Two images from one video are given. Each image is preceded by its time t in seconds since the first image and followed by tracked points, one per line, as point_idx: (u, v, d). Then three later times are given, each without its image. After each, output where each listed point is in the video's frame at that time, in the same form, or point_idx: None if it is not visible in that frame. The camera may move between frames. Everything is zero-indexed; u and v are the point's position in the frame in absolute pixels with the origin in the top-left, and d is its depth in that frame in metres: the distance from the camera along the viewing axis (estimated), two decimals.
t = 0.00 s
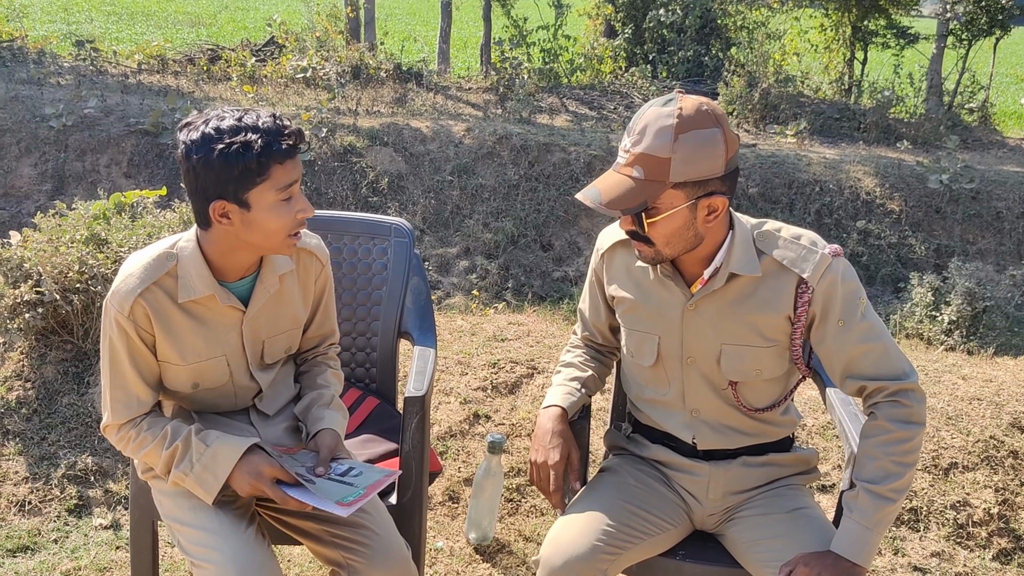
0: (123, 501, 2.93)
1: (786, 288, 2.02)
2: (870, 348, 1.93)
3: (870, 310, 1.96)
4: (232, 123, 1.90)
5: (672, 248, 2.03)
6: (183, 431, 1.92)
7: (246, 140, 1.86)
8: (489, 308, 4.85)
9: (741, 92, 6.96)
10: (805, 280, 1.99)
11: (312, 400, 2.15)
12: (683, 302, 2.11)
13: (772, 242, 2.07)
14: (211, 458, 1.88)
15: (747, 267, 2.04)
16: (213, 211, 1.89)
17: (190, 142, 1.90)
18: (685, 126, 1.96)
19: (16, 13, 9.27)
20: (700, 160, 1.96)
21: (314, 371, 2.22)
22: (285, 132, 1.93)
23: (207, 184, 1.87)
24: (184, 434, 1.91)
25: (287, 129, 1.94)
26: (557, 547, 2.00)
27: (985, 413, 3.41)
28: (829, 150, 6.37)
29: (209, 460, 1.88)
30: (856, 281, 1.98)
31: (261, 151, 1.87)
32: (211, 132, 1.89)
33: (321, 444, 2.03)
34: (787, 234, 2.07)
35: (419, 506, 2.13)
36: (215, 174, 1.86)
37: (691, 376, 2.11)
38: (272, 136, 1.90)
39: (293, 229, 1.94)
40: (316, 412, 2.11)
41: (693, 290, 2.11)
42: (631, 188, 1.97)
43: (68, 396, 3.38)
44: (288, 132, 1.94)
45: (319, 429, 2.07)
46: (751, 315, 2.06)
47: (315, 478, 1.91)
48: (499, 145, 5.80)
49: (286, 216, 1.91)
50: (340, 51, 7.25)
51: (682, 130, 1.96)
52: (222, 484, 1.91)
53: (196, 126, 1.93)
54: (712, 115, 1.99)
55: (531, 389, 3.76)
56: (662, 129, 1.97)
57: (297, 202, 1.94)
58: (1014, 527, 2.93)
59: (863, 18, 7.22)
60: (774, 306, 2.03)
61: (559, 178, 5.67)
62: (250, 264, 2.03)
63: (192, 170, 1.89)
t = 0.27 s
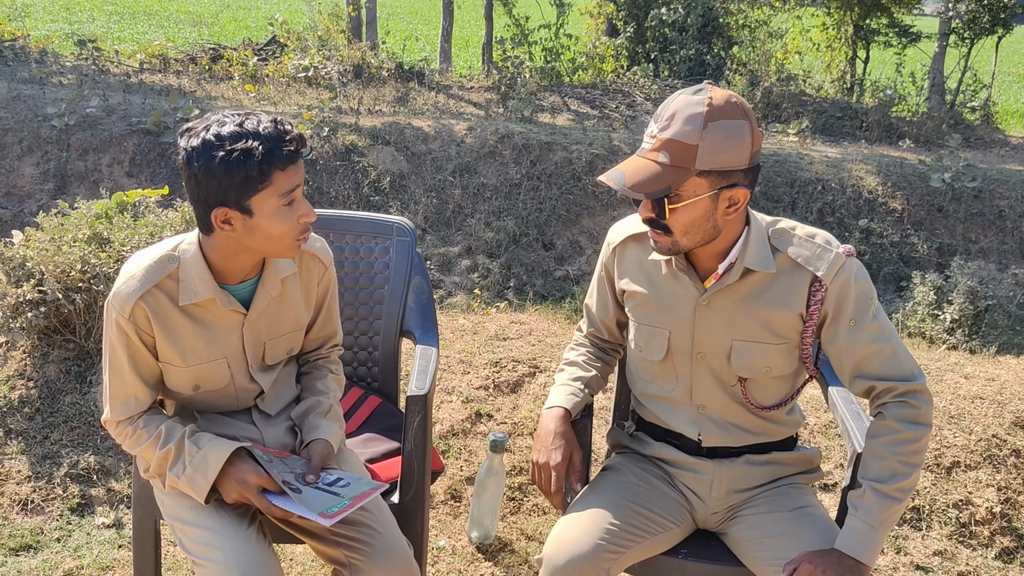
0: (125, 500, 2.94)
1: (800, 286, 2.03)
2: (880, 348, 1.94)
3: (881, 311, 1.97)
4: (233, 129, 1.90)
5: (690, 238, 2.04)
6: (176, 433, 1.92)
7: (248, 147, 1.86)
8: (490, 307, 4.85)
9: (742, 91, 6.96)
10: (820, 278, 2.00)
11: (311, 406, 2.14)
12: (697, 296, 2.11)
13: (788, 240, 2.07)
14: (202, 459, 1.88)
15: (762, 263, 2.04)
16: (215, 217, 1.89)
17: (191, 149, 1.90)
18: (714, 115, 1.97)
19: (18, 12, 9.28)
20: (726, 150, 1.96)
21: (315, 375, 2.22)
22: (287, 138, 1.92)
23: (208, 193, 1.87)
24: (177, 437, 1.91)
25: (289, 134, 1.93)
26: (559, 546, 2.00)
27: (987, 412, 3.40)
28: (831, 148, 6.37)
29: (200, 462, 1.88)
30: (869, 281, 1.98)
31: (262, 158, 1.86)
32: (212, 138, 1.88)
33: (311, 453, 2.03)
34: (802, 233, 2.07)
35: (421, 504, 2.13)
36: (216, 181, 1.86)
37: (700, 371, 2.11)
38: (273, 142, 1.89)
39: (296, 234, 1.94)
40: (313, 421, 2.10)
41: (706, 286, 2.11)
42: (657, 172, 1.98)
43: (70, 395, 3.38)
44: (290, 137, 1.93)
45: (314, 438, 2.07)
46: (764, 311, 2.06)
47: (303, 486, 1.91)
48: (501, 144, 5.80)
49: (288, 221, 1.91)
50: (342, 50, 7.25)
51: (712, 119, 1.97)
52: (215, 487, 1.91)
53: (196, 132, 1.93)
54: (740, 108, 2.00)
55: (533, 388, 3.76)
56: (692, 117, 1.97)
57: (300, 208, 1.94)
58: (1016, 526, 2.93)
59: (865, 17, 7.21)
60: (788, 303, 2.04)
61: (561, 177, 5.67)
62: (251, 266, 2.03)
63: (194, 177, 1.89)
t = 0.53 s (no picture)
0: (126, 498, 2.94)
1: (811, 285, 2.03)
2: (887, 349, 1.95)
3: (889, 312, 1.98)
4: (230, 132, 1.89)
5: (705, 229, 2.05)
6: (179, 436, 1.93)
7: (245, 152, 1.86)
8: (490, 306, 4.85)
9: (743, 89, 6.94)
10: (830, 276, 2.00)
11: (313, 410, 2.15)
12: (708, 290, 2.11)
13: (799, 238, 2.08)
14: (203, 464, 1.88)
15: (774, 259, 2.05)
16: (214, 222, 1.89)
17: (188, 154, 1.90)
18: (739, 106, 2.00)
19: (18, 12, 9.28)
20: (747, 141, 1.99)
21: (316, 377, 2.22)
22: (286, 141, 1.92)
23: (207, 197, 1.88)
24: (180, 440, 1.92)
25: (287, 137, 1.93)
26: (560, 545, 2.00)
27: (987, 410, 3.41)
28: (832, 147, 6.36)
29: (201, 467, 1.88)
30: (877, 282, 1.99)
31: (261, 163, 1.86)
32: (210, 143, 1.88)
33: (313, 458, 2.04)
34: (814, 232, 2.08)
35: (422, 502, 2.14)
36: (215, 187, 1.86)
37: (706, 367, 2.11)
38: (272, 146, 1.89)
39: (296, 236, 1.94)
40: (314, 425, 2.11)
41: (716, 280, 2.12)
42: (678, 157, 2.00)
43: (71, 394, 3.39)
44: (288, 140, 1.93)
45: (315, 445, 2.07)
46: (773, 308, 2.06)
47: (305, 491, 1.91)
48: (501, 142, 5.81)
49: (287, 223, 1.92)
50: (343, 48, 7.26)
51: (737, 109, 2.00)
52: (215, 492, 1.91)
53: (193, 136, 1.92)
54: (764, 102, 2.03)
55: (533, 386, 3.77)
56: (717, 105, 2.00)
57: (300, 210, 1.94)
58: (1017, 524, 2.93)
59: (866, 15, 7.20)
60: (798, 301, 2.04)
61: (562, 175, 5.68)
62: (250, 267, 2.03)
63: (192, 182, 1.89)
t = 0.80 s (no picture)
0: (125, 496, 2.94)
1: (819, 283, 2.04)
2: (892, 350, 1.95)
3: (895, 314, 1.99)
4: (231, 136, 1.89)
5: (717, 221, 2.05)
6: (176, 434, 1.92)
7: (247, 156, 1.85)
8: (489, 305, 4.85)
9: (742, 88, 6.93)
10: (839, 275, 2.00)
11: (314, 403, 2.15)
12: (716, 285, 2.11)
13: (808, 237, 2.08)
14: (202, 463, 1.88)
15: (784, 257, 2.05)
16: (213, 225, 1.89)
17: (189, 156, 1.89)
18: (758, 101, 2.00)
19: (16, 10, 9.27)
20: (764, 135, 1.99)
21: (316, 371, 2.22)
22: (287, 145, 1.91)
23: (206, 200, 1.87)
24: (177, 438, 1.91)
25: (288, 141, 1.93)
26: (559, 542, 2.00)
27: (986, 409, 3.41)
28: (830, 146, 6.36)
29: (200, 465, 1.88)
30: (884, 284, 2.00)
31: (261, 168, 1.86)
32: (211, 146, 1.87)
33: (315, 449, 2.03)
34: (823, 231, 2.08)
35: (420, 500, 2.14)
36: (215, 191, 1.86)
37: (712, 363, 2.11)
38: (273, 151, 1.88)
39: (295, 238, 1.94)
40: (316, 417, 2.11)
41: (726, 276, 2.11)
42: (696, 148, 2.00)
43: (69, 392, 3.38)
44: (290, 144, 1.92)
45: (318, 434, 2.07)
46: (781, 305, 2.06)
47: (305, 481, 1.91)
48: (500, 141, 5.80)
49: (286, 228, 1.92)
50: (341, 47, 7.25)
51: (756, 103, 2.00)
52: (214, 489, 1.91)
53: (194, 138, 1.92)
54: (782, 98, 2.03)
55: (532, 385, 3.77)
56: (737, 98, 2.00)
57: (299, 213, 1.94)
58: (1015, 523, 2.93)
59: (865, 14, 7.20)
60: (806, 299, 2.04)
61: (560, 174, 5.68)
62: (249, 268, 2.03)
63: (192, 185, 1.89)
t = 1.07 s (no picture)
0: (123, 497, 2.93)
1: (824, 285, 2.04)
2: (895, 353, 1.95)
3: (898, 317, 1.99)
4: (233, 141, 1.88)
5: (722, 221, 2.05)
6: (177, 438, 1.92)
7: (249, 162, 1.85)
8: (488, 305, 4.85)
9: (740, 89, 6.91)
10: (844, 278, 2.00)
11: (316, 403, 2.15)
12: (721, 285, 2.12)
13: (814, 239, 2.08)
14: (202, 469, 1.88)
15: (790, 258, 2.05)
16: (216, 231, 1.89)
17: (191, 162, 1.89)
18: (767, 101, 2.00)
19: (14, 10, 9.27)
20: (771, 136, 1.99)
21: (318, 371, 2.22)
22: (289, 150, 1.90)
23: (209, 207, 1.87)
24: (178, 443, 1.91)
25: (291, 145, 1.92)
26: (558, 543, 2.00)
27: (984, 410, 3.41)
28: (828, 147, 6.37)
29: (200, 472, 1.88)
30: (888, 287, 2.00)
31: (263, 174, 1.85)
32: (213, 151, 1.86)
33: (316, 451, 2.03)
34: (829, 233, 2.08)
35: (420, 501, 2.14)
36: (217, 198, 1.85)
37: (714, 363, 2.11)
38: (275, 156, 1.88)
39: (299, 244, 1.94)
40: (319, 416, 2.11)
41: (732, 276, 2.11)
42: (702, 147, 2.01)
43: (67, 393, 3.38)
44: (292, 148, 1.91)
45: (320, 434, 2.06)
46: (785, 307, 2.06)
47: (305, 490, 1.90)
48: (498, 141, 5.81)
49: (290, 233, 1.92)
50: (340, 47, 7.25)
51: (765, 103, 2.00)
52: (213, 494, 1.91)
53: (197, 144, 1.91)
54: (791, 100, 2.03)
55: (531, 385, 3.77)
56: (745, 98, 2.01)
57: (302, 218, 1.94)
58: (1013, 524, 2.94)
59: (863, 15, 7.20)
60: (811, 300, 2.04)
61: (559, 174, 5.68)
62: (253, 272, 2.02)
63: (194, 191, 1.89)
